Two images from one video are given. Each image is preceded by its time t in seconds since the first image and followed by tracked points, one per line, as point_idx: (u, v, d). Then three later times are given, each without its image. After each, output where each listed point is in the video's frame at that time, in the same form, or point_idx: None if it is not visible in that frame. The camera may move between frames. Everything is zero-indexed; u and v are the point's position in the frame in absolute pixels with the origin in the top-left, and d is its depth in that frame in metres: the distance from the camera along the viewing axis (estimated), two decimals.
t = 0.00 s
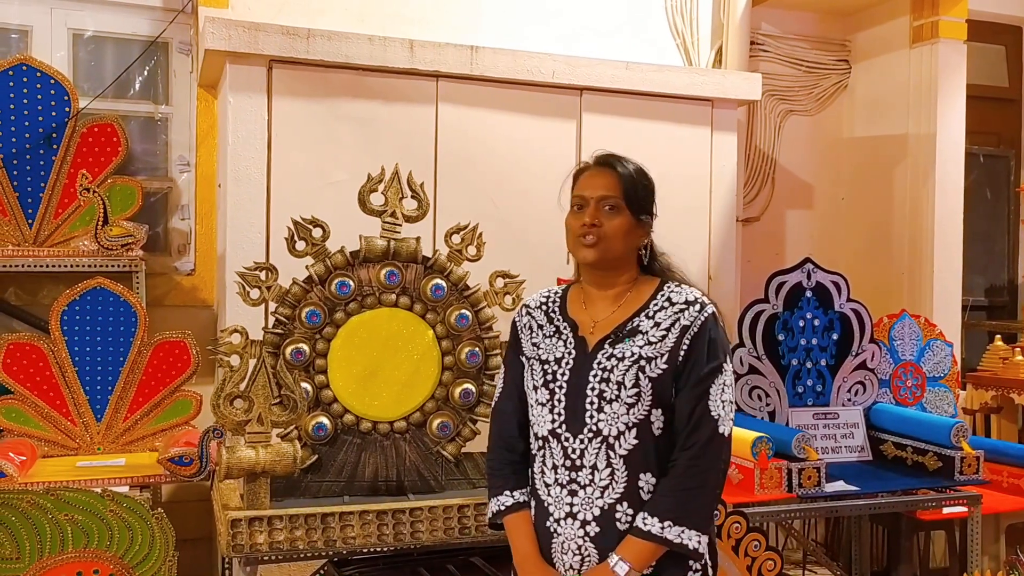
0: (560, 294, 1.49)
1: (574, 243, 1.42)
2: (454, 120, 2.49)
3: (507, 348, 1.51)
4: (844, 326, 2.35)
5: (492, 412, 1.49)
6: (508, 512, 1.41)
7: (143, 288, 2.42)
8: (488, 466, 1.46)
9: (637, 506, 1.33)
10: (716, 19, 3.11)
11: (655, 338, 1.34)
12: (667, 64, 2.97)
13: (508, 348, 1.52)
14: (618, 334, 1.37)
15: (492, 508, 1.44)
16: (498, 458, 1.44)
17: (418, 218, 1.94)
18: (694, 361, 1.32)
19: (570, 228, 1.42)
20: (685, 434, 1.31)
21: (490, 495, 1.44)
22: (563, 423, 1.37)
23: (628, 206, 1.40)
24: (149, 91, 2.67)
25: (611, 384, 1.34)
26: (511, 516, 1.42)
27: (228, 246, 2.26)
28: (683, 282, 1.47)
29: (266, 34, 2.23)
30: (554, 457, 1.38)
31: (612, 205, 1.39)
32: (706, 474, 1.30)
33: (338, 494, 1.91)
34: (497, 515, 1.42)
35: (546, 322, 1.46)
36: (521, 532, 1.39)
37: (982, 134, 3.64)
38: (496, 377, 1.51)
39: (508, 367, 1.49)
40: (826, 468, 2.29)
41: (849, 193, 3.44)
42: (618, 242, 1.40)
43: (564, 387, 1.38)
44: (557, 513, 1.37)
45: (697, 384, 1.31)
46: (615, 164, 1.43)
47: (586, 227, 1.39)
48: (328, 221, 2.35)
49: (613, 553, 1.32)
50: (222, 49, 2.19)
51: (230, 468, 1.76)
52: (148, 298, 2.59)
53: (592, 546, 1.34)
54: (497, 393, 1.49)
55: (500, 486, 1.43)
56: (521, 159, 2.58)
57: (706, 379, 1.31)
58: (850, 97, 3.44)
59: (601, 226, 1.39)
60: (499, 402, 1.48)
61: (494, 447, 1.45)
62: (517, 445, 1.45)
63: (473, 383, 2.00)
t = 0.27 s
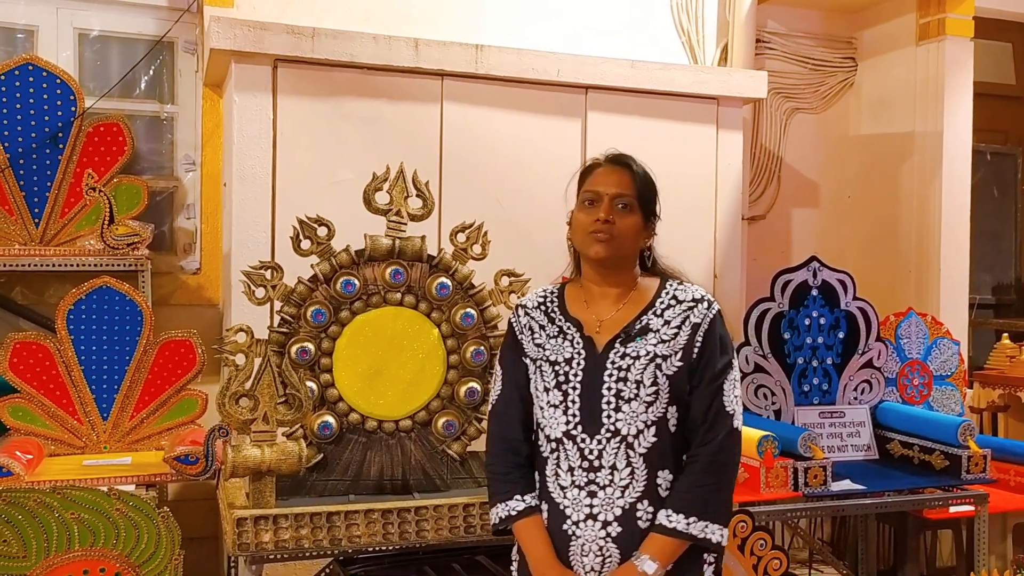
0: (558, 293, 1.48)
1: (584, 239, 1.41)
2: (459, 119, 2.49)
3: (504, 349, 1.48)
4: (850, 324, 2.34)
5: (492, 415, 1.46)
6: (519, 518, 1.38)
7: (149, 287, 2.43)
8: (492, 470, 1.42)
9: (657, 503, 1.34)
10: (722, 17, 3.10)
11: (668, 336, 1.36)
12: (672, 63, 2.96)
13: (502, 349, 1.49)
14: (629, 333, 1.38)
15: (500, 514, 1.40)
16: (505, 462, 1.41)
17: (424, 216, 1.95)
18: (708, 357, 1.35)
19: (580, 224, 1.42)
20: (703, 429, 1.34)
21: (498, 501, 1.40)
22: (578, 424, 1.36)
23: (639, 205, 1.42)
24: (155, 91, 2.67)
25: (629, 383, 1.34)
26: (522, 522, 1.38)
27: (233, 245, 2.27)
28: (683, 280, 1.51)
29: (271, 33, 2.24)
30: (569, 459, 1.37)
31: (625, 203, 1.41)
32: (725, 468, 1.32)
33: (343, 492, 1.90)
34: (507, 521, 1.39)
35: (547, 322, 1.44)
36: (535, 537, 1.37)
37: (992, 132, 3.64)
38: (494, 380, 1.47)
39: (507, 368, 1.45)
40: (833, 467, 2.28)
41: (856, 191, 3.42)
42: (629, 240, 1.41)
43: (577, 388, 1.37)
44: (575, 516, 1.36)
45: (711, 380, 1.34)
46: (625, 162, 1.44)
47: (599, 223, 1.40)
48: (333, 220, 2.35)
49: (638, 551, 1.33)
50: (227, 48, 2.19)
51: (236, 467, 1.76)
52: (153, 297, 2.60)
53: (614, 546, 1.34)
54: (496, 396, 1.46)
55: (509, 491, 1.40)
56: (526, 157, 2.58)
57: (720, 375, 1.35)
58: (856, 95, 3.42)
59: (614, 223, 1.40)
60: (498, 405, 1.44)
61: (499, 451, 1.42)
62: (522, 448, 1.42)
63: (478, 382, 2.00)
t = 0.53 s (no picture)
0: (560, 290, 1.46)
1: (592, 241, 1.42)
2: (466, 116, 2.49)
3: (506, 348, 1.43)
4: (859, 321, 2.33)
5: (498, 417, 1.41)
6: (540, 520, 1.35)
7: (157, 285, 2.43)
8: (504, 473, 1.38)
9: (680, 496, 1.38)
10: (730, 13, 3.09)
11: (684, 331, 1.39)
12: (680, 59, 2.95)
13: (503, 348, 1.45)
14: (645, 329, 1.39)
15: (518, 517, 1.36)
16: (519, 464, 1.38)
17: (431, 214, 1.94)
18: (722, 351, 1.40)
19: (587, 225, 1.43)
20: (721, 423, 1.38)
21: (515, 504, 1.37)
22: (602, 422, 1.36)
23: (645, 204, 1.43)
24: (163, 89, 2.68)
25: (654, 379, 1.36)
26: (543, 524, 1.36)
27: (241, 243, 2.27)
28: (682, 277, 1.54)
29: (278, 31, 2.24)
30: (594, 457, 1.36)
31: (632, 203, 1.42)
32: (743, 460, 1.38)
33: (352, 489, 1.92)
34: (527, 524, 1.36)
35: (553, 320, 1.42)
36: (561, 539, 1.34)
37: (1001, 127, 3.61)
38: (498, 380, 1.42)
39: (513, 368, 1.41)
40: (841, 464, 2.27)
41: (866, 188, 3.41)
42: (637, 241, 1.42)
43: (599, 386, 1.36)
44: (601, 514, 1.36)
45: (725, 374, 1.39)
46: (628, 160, 1.45)
47: (608, 224, 1.41)
48: (341, 217, 2.35)
49: (666, 545, 1.36)
50: (235, 46, 2.20)
51: (244, 464, 1.76)
52: (162, 295, 2.61)
53: (641, 541, 1.36)
54: (502, 397, 1.42)
55: (527, 493, 1.37)
56: (533, 155, 2.58)
57: (733, 368, 1.40)
58: (865, 91, 3.41)
59: (623, 224, 1.41)
60: (506, 406, 1.40)
61: (513, 453, 1.38)
62: (536, 449, 1.39)
63: (486, 379, 2.00)
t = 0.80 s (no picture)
0: (565, 291, 1.45)
1: (599, 242, 1.41)
2: (476, 115, 2.49)
3: (515, 350, 1.40)
4: (870, 319, 2.32)
5: (511, 420, 1.38)
6: (561, 523, 1.34)
7: (169, 283, 2.45)
8: (522, 477, 1.35)
9: (693, 492, 1.40)
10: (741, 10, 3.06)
11: (694, 331, 1.41)
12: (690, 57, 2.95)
13: (511, 350, 1.41)
14: (657, 329, 1.40)
15: (537, 520, 1.34)
16: (537, 466, 1.36)
17: (441, 212, 1.94)
18: (728, 349, 1.43)
19: (592, 226, 1.42)
20: (729, 419, 1.41)
21: (534, 507, 1.34)
22: (621, 423, 1.35)
23: (647, 201, 1.43)
24: (174, 89, 2.69)
25: (671, 379, 1.36)
26: (563, 527, 1.34)
27: (252, 242, 2.28)
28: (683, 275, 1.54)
29: (289, 30, 2.25)
30: (613, 458, 1.35)
31: (635, 201, 1.42)
32: (750, 454, 1.42)
33: (362, 487, 1.92)
34: (547, 528, 1.34)
35: (564, 321, 1.41)
36: (583, 542, 1.33)
37: (1014, 125, 3.59)
38: (508, 383, 1.39)
39: (525, 371, 1.38)
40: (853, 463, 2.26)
41: (876, 185, 3.41)
42: (642, 238, 1.42)
43: (618, 387, 1.35)
44: (622, 514, 1.35)
45: (732, 371, 1.43)
46: (628, 159, 1.45)
47: (613, 224, 1.40)
48: (351, 216, 2.36)
49: (683, 541, 1.37)
50: (246, 45, 2.20)
51: (256, 461, 1.78)
52: (174, 293, 2.62)
53: (660, 539, 1.36)
54: (513, 400, 1.38)
55: (546, 496, 1.35)
56: (543, 153, 2.58)
57: (737, 366, 1.44)
58: (876, 89, 3.39)
59: (628, 222, 1.40)
60: (520, 408, 1.37)
61: (529, 457, 1.36)
62: (551, 450, 1.37)
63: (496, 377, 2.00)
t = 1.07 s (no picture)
0: (564, 293, 1.45)
1: (600, 250, 1.41)
2: (482, 115, 2.49)
3: (515, 353, 1.40)
4: (878, 319, 2.32)
5: (511, 422, 1.38)
6: (560, 524, 1.34)
7: (177, 283, 2.45)
8: (522, 478, 1.35)
9: (691, 492, 1.40)
10: (748, 10, 3.06)
11: (692, 333, 1.41)
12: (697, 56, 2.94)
13: (511, 352, 1.41)
14: (655, 332, 1.40)
15: (537, 522, 1.34)
16: (537, 468, 1.36)
17: (448, 212, 1.94)
18: (725, 351, 1.44)
19: (592, 234, 1.42)
20: (727, 420, 1.42)
21: (533, 508, 1.34)
22: (620, 425, 1.35)
23: (646, 207, 1.43)
24: (182, 89, 2.70)
25: (669, 381, 1.37)
26: (562, 528, 1.34)
27: (260, 242, 2.29)
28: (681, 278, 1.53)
29: (296, 31, 2.25)
30: (612, 460, 1.35)
31: (634, 208, 1.41)
32: (747, 454, 1.43)
33: (369, 487, 1.93)
34: (547, 529, 1.33)
35: (564, 324, 1.41)
36: (583, 543, 1.33)
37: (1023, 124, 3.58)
38: (508, 385, 1.39)
39: (525, 373, 1.38)
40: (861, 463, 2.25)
41: (884, 184, 3.39)
42: (642, 243, 1.42)
43: (618, 390, 1.35)
44: (621, 515, 1.35)
45: (729, 372, 1.43)
46: (625, 164, 1.44)
47: (614, 232, 1.40)
48: (358, 215, 2.36)
49: (681, 541, 1.38)
50: (253, 46, 2.21)
51: (263, 461, 1.79)
52: (182, 293, 2.63)
53: (658, 540, 1.37)
54: (513, 402, 1.38)
55: (546, 497, 1.35)
56: (549, 153, 2.58)
57: (734, 367, 1.44)
58: (884, 88, 3.38)
59: (629, 229, 1.40)
60: (519, 410, 1.37)
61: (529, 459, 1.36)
62: (551, 452, 1.37)
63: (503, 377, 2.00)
